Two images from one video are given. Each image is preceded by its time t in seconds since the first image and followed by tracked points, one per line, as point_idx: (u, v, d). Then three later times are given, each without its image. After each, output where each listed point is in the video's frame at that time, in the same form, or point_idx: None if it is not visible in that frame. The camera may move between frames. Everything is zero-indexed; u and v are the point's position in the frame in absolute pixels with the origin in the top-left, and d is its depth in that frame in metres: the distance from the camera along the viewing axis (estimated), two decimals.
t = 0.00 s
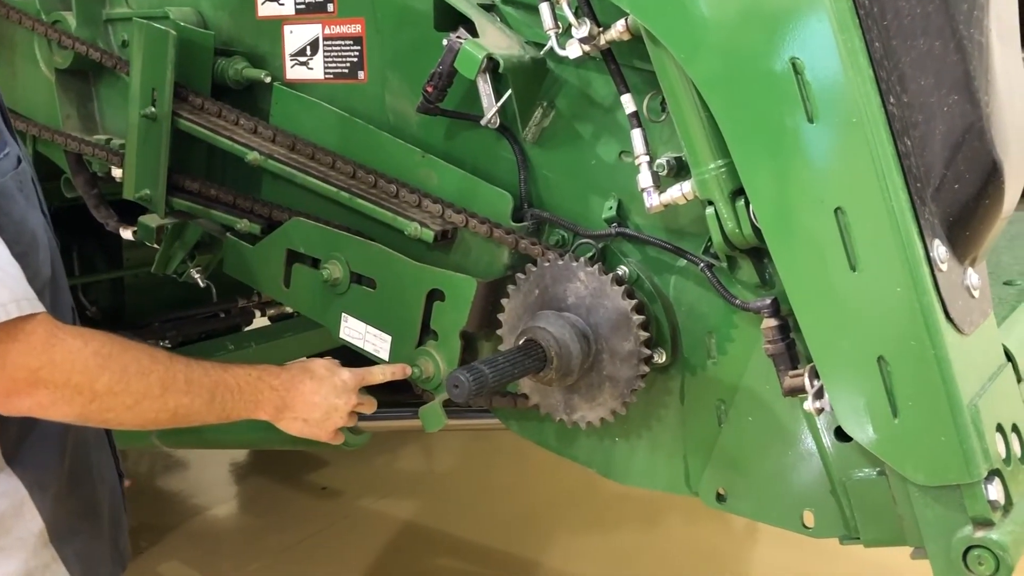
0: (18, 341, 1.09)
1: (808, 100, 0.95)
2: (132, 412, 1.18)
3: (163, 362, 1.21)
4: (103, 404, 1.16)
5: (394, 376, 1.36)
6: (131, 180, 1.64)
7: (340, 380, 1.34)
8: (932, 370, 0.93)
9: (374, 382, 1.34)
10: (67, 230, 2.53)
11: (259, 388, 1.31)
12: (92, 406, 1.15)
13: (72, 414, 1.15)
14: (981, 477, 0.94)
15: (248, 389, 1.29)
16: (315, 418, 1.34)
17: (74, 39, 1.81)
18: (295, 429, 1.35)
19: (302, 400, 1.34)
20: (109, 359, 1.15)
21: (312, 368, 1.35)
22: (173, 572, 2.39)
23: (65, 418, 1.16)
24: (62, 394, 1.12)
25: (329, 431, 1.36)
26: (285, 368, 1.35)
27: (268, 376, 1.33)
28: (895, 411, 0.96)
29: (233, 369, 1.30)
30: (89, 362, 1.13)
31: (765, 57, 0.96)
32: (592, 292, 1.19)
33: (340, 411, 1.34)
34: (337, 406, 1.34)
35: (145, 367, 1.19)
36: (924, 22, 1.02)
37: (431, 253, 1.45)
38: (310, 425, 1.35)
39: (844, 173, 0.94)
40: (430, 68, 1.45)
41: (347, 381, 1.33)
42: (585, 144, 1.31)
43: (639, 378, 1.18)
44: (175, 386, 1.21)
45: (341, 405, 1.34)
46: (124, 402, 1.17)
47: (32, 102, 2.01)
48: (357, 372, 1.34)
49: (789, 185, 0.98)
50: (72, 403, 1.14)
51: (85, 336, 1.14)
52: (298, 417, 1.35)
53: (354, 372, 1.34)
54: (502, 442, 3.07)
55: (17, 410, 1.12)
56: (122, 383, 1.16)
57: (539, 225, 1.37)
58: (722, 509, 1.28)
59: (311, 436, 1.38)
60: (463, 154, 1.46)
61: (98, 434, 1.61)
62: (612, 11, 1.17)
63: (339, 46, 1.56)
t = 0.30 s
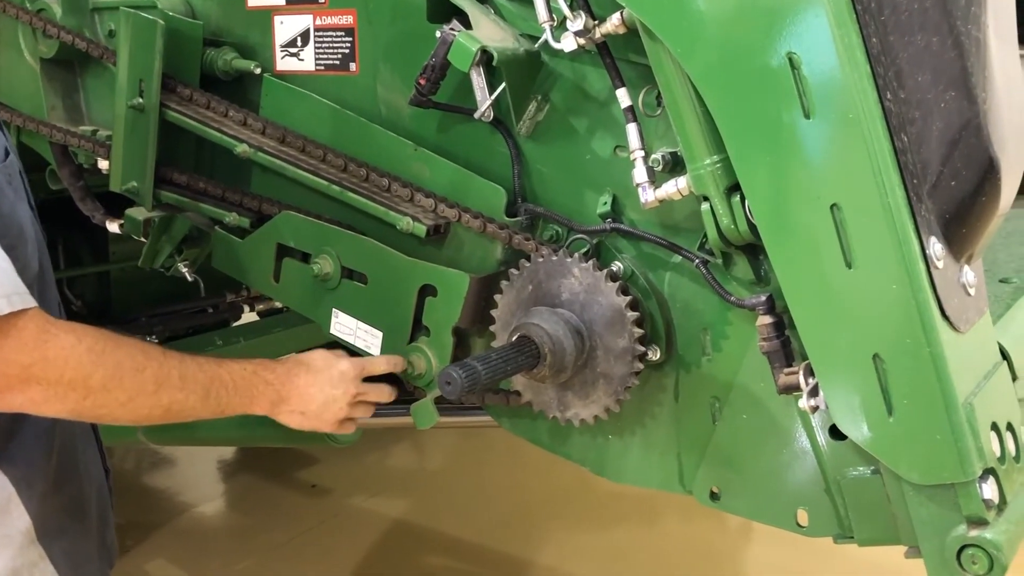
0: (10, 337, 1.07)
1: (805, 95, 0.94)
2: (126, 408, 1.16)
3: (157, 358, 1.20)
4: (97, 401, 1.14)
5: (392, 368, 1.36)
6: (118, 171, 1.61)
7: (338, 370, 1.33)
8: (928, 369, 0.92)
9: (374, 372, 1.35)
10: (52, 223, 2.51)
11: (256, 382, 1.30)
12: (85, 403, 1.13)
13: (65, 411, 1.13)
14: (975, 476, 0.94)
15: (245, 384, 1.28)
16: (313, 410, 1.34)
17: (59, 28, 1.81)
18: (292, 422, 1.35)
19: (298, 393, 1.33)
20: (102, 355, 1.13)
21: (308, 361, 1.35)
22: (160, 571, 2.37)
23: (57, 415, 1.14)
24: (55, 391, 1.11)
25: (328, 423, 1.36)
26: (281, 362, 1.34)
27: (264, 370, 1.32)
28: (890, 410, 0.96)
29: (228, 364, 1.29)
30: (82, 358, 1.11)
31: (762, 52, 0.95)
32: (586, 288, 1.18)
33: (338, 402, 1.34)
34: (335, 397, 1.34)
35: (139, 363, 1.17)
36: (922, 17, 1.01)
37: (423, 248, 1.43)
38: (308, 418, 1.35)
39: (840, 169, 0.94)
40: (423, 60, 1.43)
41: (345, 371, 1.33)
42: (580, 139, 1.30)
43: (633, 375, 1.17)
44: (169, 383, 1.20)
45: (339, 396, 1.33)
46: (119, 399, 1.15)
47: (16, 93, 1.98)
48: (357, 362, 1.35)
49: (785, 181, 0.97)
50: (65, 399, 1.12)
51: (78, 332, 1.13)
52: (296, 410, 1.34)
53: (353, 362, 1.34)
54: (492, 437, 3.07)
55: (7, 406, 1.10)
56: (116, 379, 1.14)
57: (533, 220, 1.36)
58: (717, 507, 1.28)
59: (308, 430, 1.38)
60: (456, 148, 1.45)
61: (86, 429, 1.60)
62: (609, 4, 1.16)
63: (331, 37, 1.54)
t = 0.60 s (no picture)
0: (6, 326, 1.06)
1: (807, 91, 0.92)
2: (123, 398, 1.15)
3: (154, 347, 1.18)
4: (93, 390, 1.13)
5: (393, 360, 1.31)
6: (106, 162, 1.59)
7: (337, 361, 1.31)
8: (929, 371, 0.90)
9: (374, 363, 1.31)
10: (37, 215, 2.48)
11: (253, 373, 1.28)
12: (82, 392, 1.12)
13: (61, 401, 1.12)
14: (976, 480, 0.92)
15: (242, 375, 1.26)
16: (312, 399, 1.32)
17: (45, 14, 1.78)
18: (292, 411, 1.33)
19: (297, 383, 1.31)
20: (98, 345, 1.12)
21: (307, 351, 1.33)
22: (147, 568, 2.35)
23: (54, 405, 1.13)
24: (52, 380, 1.10)
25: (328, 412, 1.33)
26: (279, 353, 1.32)
27: (262, 361, 1.30)
28: (890, 412, 0.94)
29: (226, 354, 1.27)
30: (77, 347, 1.10)
31: (764, 45, 0.93)
32: (581, 285, 1.16)
33: (338, 392, 1.31)
34: (335, 387, 1.31)
35: (136, 353, 1.16)
36: (927, 11, 0.99)
37: (415, 243, 1.41)
38: (307, 408, 1.32)
39: (843, 167, 0.92)
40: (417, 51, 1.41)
41: (343, 360, 1.30)
42: (576, 133, 1.28)
43: (628, 374, 1.15)
44: (167, 372, 1.18)
45: (339, 385, 1.30)
46: (116, 389, 1.14)
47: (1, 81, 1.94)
48: (356, 353, 1.30)
49: (785, 178, 0.95)
50: (62, 388, 1.11)
51: (74, 320, 1.11)
52: (296, 400, 1.32)
53: (353, 353, 1.30)
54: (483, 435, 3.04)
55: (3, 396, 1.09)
56: (112, 369, 1.13)
57: (527, 216, 1.33)
58: (711, 509, 1.26)
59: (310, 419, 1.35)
60: (449, 142, 1.42)
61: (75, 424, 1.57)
62: None
63: (323, 27, 1.51)
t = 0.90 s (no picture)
0: None
1: (814, 86, 0.88)
2: (100, 393, 1.16)
3: (126, 338, 1.18)
4: (68, 387, 1.13)
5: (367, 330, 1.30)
6: (97, 154, 1.56)
7: (314, 333, 1.27)
8: (938, 379, 0.86)
9: (348, 333, 1.28)
10: (34, 207, 2.45)
11: (228, 357, 1.25)
12: (57, 390, 1.13)
13: (38, 398, 1.13)
14: (985, 495, 0.88)
15: (217, 359, 1.23)
16: (292, 376, 1.27)
17: (38, 4, 1.75)
18: (273, 391, 1.28)
19: (274, 360, 1.27)
20: (69, 341, 1.12)
21: (280, 329, 1.28)
22: (144, 564, 2.33)
23: (32, 404, 1.15)
24: (25, 379, 1.11)
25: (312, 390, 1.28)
26: (253, 332, 1.28)
27: (237, 342, 1.26)
28: (897, 422, 0.90)
29: (201, 337, 1.25)
30: (48, 345, 1.11)
31: (770, 38, 0.90)
32: (577, 286, 1.12)
33: (317, 367, 1.27)
34: (313, 360, 1.27)
35: (108, 345, 1.16)
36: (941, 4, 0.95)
37: (409, 240, 1.37)
38: (289, 385, 1.28)
39: (851, 165, 0.88)
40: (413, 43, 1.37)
41: (319, 333, 1.27)
42: (575, 129, 1.24)
43: (624, 378, 1.11)
44: (141, 362, 1.18)
45: (317, 359, 1.27)
46: (91, 384, 1.14)
47: None
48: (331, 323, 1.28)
49: (791, 177, 0.91)
50: (36, 387, 1.12)
51: (44, 318, 1.12)
52: (276, 378, 1.27)
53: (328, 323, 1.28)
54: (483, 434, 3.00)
55: None
56: (85, 364, 1.13)
57: (524, 214, 1.29)
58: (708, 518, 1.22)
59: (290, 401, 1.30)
60: (445, 137, 1.39)
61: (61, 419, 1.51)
62: None
63: (318, 18, 1.48)
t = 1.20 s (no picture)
0: None
1: (822, 83, 0.83)
2: (94, 381, 1.10)
3: (116, 322, 1.11)
4: (60, 380, 1.07)
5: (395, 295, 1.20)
6: (93, 152, 1.55)
7: (322, 302, 1.19)
8: (953, 398, 0.81)
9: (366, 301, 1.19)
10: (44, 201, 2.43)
11: (229, 328, 1.18)
12: (49, 383, 1.06)
13: (30, 395, 1.06)
14: (1006, 523, 0.82)
15: (217, 331, 1.17)
16: (299, 346, 1.21)
17: None
18: (280, 359, 1.23)
19: (279, 330, 1.20)
20: (55, 334, 1.05)
21: (288, 296, 1.21)
22: (155, 558, 2.30)
23: (22, 399, 1.07)
24: (11, 377, 1.03)
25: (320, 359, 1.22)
26: (257, 301, 1.22)
27: (237, 312, 1.19)
28: (910, 443, 0.85)
29: (197, 312, 1.19)
30: (32, 339, 1.03)
31: (775, 32, 0.85)
32: (575, 291, 1.07)
33: (326, 335, 1.20)
34: (321, 330, 1.20)
35: (96, 333, 1.09)
36: None
37: (404, 241, 1.32)
38: (296, 355, 1.22)
39: (861, 168, 0.83)
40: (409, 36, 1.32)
41: (327, 302, 1.19)
42: (576, 126, 1.19)
43: (623, 389, 1.06)
44: (135, 345, 1.12)
45: (325, 329, 1.20)
46: (84, 374, 1.08)
47: None
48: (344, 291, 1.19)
49: (797, 180, 0.87)
50: (25, 384, 1.04)
51: (25, 311, 1.04)
52: (282, 348, 1.22)
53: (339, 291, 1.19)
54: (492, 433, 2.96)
55: None
56: (74, 356, 1.06)
57: (521, 215, 1.25)
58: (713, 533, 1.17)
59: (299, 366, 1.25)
60: (443, 134, 1.34)
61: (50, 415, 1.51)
62: None
63: (314, 12, 1.43)
